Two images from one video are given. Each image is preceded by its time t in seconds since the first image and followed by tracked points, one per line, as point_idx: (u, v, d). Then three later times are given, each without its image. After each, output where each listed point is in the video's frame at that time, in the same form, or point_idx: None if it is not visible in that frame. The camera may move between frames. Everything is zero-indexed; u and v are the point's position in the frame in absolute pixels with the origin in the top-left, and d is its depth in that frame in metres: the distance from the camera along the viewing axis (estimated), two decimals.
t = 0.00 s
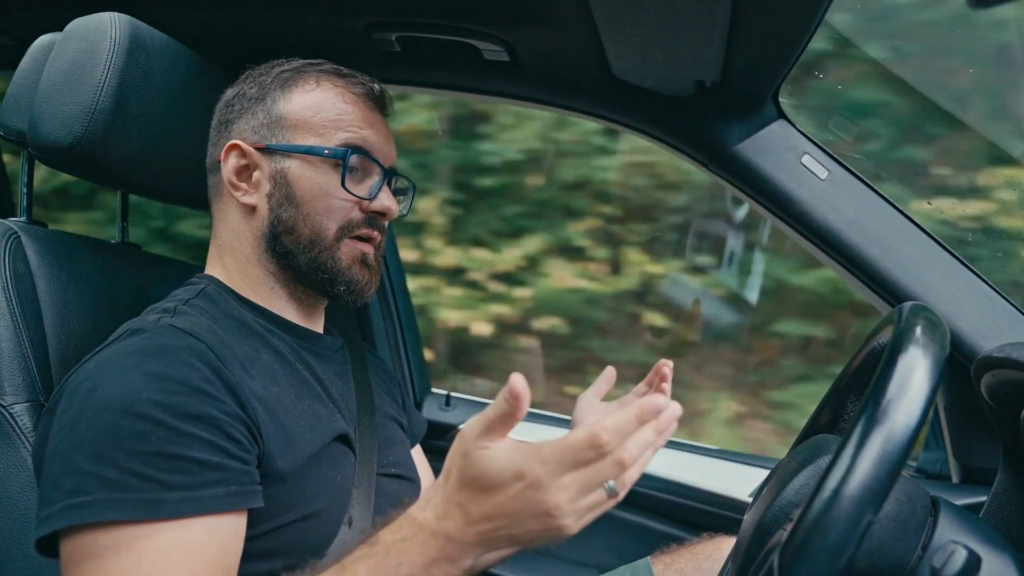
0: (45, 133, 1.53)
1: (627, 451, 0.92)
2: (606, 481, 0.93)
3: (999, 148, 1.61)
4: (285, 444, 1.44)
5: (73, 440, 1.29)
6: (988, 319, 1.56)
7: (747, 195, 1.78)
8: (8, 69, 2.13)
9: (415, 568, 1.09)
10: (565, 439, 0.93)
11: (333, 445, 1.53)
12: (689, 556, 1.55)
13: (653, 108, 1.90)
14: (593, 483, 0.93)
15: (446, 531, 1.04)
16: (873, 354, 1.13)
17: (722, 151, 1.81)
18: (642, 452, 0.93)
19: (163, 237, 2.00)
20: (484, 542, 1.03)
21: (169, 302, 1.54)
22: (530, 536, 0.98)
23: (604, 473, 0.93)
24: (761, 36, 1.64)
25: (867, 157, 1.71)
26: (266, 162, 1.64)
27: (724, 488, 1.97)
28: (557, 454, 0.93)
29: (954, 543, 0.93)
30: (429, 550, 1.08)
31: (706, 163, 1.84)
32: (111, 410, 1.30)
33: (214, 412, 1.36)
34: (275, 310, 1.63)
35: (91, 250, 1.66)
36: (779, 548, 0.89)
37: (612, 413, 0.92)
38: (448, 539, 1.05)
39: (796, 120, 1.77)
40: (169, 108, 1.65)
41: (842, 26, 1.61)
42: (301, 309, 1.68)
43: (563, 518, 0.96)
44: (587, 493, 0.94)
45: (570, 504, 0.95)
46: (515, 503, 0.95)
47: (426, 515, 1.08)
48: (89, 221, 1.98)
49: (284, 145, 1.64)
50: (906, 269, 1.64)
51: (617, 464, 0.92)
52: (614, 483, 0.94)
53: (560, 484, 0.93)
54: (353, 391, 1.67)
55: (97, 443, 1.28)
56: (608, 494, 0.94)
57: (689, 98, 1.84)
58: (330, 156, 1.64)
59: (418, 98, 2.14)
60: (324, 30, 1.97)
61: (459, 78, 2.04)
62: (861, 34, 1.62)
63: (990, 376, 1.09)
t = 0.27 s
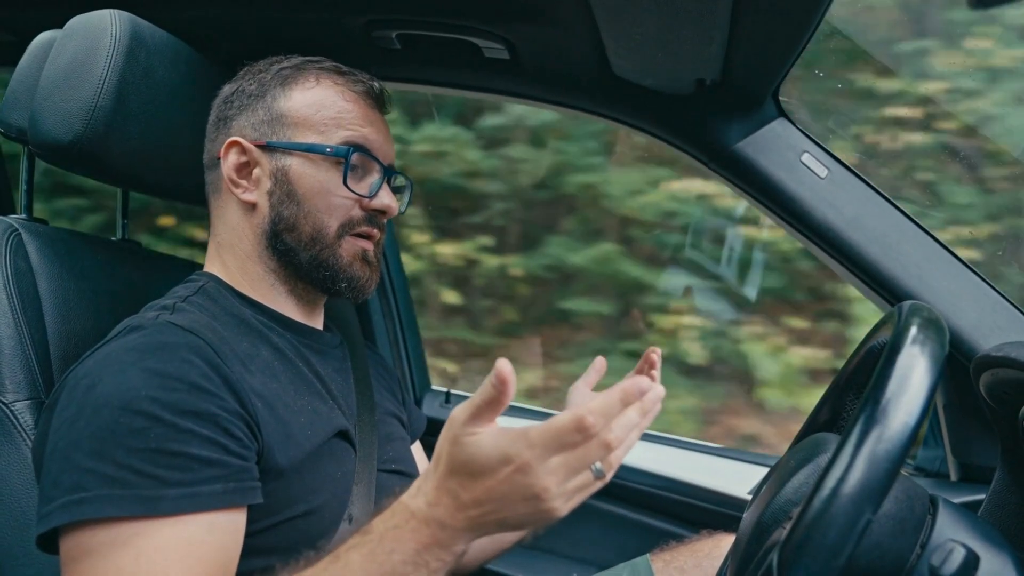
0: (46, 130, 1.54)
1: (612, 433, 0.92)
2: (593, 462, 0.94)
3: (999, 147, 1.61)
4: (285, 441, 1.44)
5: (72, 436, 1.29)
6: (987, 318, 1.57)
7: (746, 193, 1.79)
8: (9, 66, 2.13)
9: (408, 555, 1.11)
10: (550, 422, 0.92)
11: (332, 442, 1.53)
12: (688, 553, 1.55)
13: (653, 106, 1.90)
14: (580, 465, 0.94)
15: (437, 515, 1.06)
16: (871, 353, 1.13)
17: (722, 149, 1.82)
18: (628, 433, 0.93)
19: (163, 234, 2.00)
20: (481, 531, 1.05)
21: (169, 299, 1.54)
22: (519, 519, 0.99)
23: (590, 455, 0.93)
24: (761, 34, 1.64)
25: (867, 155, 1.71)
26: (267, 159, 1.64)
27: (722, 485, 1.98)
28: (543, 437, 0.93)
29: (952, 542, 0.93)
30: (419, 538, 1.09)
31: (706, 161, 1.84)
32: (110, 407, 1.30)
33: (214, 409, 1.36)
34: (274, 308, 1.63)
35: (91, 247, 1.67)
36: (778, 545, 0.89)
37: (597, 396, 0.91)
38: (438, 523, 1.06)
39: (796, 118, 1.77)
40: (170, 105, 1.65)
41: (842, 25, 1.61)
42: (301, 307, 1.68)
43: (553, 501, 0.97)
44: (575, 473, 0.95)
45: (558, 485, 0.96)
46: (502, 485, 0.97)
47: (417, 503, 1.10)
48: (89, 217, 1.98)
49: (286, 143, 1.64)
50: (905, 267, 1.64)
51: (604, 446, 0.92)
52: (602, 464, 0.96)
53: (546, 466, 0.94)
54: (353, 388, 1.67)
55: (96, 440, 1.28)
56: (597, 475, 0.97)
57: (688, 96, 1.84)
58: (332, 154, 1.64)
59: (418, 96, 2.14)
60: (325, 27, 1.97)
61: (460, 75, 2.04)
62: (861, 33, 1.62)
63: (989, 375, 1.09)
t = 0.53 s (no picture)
0: (47, 132, 1.54)
1: (600, 422, 0.93)
2: (582, 453, 0.95)
3: (999, 148, 1.62)
4: (286, 442, 1.44)
5: (73, 439, 1.30)
6: (987, 319, 1.57)
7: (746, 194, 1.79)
8: (11, 66, 2.14)
9: (406, 550, 1.11)
10: (541, 413, 0.94)
11: (333, 443, 1.53)
12: (688, 553, 1.55)
13: (654, 107, 1.90)
14: (571, 456, 0.95)
15: (433, 510, 1.06)
16: (870, 353, 1.14)
17: (722, 150, 1.82)
18: (617, 422, 0.93)
19: (162, 234, 2.00)
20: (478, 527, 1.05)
21: (170, 301, 1.55)
22: (514, 514, 1.00)
23: (580, 445, 0.94)
24: (762, 35, 1.64)
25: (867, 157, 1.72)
26: (271, 162, 1.64)
27: (722, 485, 1.98)
28: (535, 429, 0.94)
29: (951, 541, 0.93)
30: (417, 532, 1.09)
31: (706, 163, 1.84)
32: (111, 410, 1.30)
33: (214, 412, 1.36)
34: (276, 310, 1.64)
35: (92, 248, 1.67)
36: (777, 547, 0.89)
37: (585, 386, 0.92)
38: (433, 519, 1.07)
39: (796, 120, 1.77)
40: (171, 106, 1.65)
41: (843, 27, 1.61)
42: (303, 308, 1.68)
43: (547, 494, 0.98)
44: (566, 464, 0.96)
45: (550, 477, 0.97)
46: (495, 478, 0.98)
47: (414, 499, 1.10)
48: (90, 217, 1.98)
49: (290, 146, 1.64)
50: (905, 269, 1.64)
51: (593, 436, 0.93)
52: (593, 455, 0.96)
53: (536, 457, 0.95)
54: (353, 389, 1.68)
55: (96, 442, 1.28)
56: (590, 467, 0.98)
57: (689, 97, 1.84)
58: (339, 159, 1.64)
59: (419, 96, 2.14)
60: (326, 28, 1.97)
61: (461, 76, 2.04)
62: (862, 34, 1.63)
63: (989, 375, 1.09)
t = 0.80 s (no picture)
0: (43, 130, 1.53)
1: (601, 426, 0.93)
2: (584, 458, 0.95)
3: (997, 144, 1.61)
4: (283, 441, 1.44)
5: (70, 439, 1.29)
6: (986, 316, 1.57)
7: (745, 191, 1.79)
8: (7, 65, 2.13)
9: (409, 551, 1.10)
10: (545, 415, 0.94)
11: (331, 442, 1.52)
12: (687, 551, 1.55)
13: (652, 105, 1.89)
14: (573, 461, 0.95)
15: (437, 511, 1.06)
16: (868, 349, 1.13)
17: (721, 148, 1.81)
18: (618, 425, 0.93)
19: (159, 233, 1.99)
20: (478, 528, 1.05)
21: (167, 300, 1.54)
22: (516, 517, 1.00)
23: (583, 449, 0.94)
24: (761, 32, 1.63)
25: (865, 154, 1.71)
26: (270, 160, 1.63)
27: (721, 483, 1.98)
28: (537, 430, 0.94)
29: (952, 537, 0.93)
30: (419, 533, 1.09)
31: (705, 160, 1.84)
32: (109, 409, 1.30)
33: (213, 411, 1.35)
34: (275, 308, 1.63)
35: (89, 247, 1.66)
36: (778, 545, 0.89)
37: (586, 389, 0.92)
38: (438, 519, 1.06)
39: (795, 117, 1.77)
40: (167, 104, 1.65)
41: (841, 23, 1.61)
42: (301, 306, 1.68)
43: (546, 498, 0.98)
44: (568, 468, 0.96)
45: (552, 481, 0.97)
46: (494, 480, 0.98)
47: (417, 499, 1.09)
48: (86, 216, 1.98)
49: (288, 142, 1.63)
50: (904, 266, 1.64)
51: (594, 440, 0.93)
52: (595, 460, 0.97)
53: (538, 462, 0.95)
54: (351, 387, 1.67)
55: (94, 442, 1.28)
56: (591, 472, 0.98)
57: (687, 95, 1.84)
58: (338, 153, 1.64)
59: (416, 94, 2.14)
60: (323, 26, 1.97)
61: (458, 74, 2.03)
62: (860, 30, 1.62)
63: (988, 371, 1.09)
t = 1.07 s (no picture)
0: (41, 126, 1.52)
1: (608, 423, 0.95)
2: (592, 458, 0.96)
3: (998, 140, 1.61)
4: (281, 437, 1.43)
5: (70, 435, 1.29)
6: (987, 312, 1.56)
7: (746, 187, 1.78)
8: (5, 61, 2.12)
9: (413, 550, 1.10)
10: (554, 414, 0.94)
11: (329, 438, 1.52)
12: (687, 547, 1.55)
13: (652, 100, 1.89)
14: (583, 460, 0.96)
15: (441, 510, 1.07)
16: (869, 346, 1.13)
17: (721, 144, 1.81)
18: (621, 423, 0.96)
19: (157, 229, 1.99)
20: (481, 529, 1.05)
21: (165, 296, 1.53)
22: (520, 518, 1.00)
23: (592, 449, 0.95)
24: (761, 27, 1.63)
25: (865, 149, 1.71)
26: (269, 154, 1.63)
27: (720, 480, 1.98)
28: (547, 430, 0.94)
29: (954, 534, 0.92)
30: (422, 531, 1.10)
31: (705, 156, 1.83)
32: (108, 405, 1.29)
33: (212, 407, 1.35)
34: (274, 303, 1.63)
35: (87, 243, 1.66)
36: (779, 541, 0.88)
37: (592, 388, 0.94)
38: (441, 517, 1.07)
39: (794, 113, 1.76)
40: (166, 100, 1.64)
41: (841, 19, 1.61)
42: (300, 301, 1.67)
43: (553, 498, 0.98)
44: (576, 469, 0.97)
45: (559, 483, 0.98)
46: (501, 482, 0.97)
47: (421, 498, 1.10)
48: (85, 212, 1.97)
49: (286, 136, 1.63)
50: (905, 261, 1.64)
51: (603, 438, 0.95)
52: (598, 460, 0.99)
53: (548, 463, 0.96)
54: (350, 384, 1.67)
55: (93, 439, 1.27)
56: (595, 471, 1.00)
57: (687, 90, 1.83)
58: (336, 144, 1.64)
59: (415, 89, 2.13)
60: (321, 21, 1.96)
61: (457, 69, 2.03)
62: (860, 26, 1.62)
63: (989, 368, 1.08)
